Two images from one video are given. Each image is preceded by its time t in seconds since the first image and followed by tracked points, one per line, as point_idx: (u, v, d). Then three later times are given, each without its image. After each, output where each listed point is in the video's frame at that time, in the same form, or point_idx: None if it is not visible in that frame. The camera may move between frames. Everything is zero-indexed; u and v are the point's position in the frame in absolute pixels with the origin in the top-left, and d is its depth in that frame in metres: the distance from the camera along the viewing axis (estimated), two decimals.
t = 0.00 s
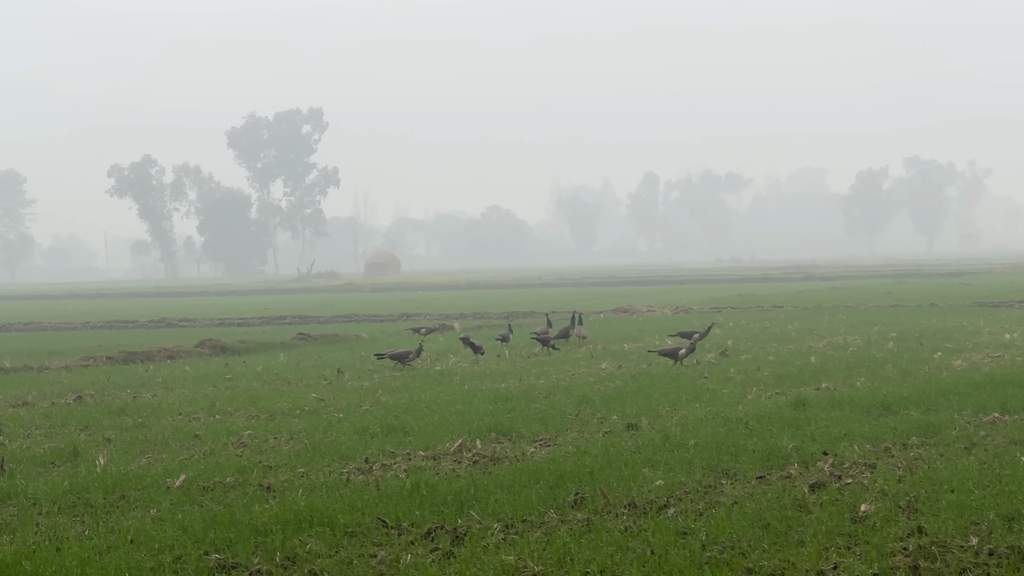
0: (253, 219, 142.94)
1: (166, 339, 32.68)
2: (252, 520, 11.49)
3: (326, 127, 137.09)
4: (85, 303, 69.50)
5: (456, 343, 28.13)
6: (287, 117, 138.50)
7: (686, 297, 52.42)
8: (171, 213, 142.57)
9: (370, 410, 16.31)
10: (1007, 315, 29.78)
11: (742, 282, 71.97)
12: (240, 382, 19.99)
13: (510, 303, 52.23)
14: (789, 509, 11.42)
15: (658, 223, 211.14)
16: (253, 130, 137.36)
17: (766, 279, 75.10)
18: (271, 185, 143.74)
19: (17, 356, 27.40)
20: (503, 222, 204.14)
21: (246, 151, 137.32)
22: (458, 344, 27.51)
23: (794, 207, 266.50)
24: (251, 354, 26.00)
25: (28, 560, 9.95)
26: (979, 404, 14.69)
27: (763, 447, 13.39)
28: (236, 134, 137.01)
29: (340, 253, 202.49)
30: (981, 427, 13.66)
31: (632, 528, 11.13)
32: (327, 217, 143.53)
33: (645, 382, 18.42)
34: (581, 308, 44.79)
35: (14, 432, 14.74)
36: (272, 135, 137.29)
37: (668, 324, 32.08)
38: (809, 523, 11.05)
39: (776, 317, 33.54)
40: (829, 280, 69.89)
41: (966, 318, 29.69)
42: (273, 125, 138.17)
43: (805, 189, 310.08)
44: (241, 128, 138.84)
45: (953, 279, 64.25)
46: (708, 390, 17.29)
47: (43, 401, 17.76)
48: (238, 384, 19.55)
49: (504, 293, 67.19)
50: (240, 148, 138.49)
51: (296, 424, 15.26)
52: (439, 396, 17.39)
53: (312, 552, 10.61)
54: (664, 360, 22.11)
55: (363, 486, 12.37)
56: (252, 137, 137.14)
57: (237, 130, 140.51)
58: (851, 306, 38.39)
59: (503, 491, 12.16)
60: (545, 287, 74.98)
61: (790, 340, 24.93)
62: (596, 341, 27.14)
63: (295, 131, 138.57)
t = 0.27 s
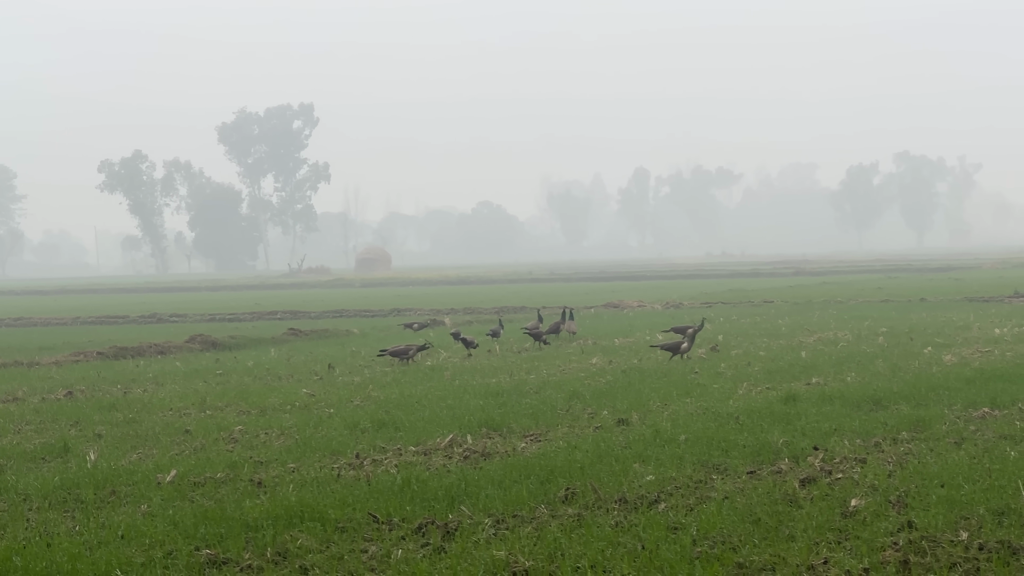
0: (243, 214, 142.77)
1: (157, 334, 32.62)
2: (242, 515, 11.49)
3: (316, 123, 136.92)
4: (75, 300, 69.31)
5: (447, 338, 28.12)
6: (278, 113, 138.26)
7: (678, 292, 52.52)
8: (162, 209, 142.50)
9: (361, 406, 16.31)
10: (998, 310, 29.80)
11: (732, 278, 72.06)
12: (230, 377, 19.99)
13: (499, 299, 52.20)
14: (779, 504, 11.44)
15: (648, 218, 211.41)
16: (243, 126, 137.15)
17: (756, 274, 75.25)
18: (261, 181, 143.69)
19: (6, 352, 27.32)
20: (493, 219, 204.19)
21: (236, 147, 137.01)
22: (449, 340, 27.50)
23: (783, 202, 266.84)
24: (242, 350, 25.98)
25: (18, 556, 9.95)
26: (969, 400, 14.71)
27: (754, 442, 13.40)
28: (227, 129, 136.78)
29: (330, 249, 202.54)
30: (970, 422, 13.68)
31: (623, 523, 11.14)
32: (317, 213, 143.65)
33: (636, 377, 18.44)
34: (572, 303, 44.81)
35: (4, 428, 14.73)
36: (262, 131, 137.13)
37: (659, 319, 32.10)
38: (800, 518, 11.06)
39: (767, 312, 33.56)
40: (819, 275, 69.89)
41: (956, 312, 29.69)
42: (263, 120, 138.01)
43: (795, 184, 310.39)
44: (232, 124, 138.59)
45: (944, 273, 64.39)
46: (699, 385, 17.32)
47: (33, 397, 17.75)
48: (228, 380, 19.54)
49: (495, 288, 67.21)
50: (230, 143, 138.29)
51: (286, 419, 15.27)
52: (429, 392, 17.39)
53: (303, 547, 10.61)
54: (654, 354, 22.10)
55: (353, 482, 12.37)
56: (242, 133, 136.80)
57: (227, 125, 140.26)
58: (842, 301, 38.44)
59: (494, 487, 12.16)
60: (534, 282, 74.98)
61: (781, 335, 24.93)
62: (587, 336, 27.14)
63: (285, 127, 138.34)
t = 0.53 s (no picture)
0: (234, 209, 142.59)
1: (148, 330, 32.61)
2: (234, 510, 11.49)
3: (307, 118, 137.06)
4: (66, 295, 69.15)
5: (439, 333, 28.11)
6: (268, 108, 138.27)
7: (669, 287, 52.62)
8: (153, 204, 142.42)
9: (351, 401, 16.31)
10: (988, 305, 29.84)
11: (722, 273, 72.20)
12: (222, 372, 19.99)
13: (491, 294, 52.23)
14: (770, 499, 11.44)
15: (639, 213, 211.55)
16: (234, 121, 136.90)
17: (748, 269, 75.44)
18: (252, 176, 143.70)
19: None
20: (484, 214, 203.96)
21: (227, 142, 136.80)
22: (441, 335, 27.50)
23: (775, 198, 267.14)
24: (233, 345, 25.98)
25: (8, 552, 9.94)
26: (960, 394, 14.73)
27: (745, 437, 13.41)
28: (217, 124, 136.50)
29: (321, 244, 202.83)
30: (961, 416, 13.70)
31: (614, 518, 11.15)
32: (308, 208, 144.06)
33: (627, 372, 18.48)
34: (564, 298, 44.87)
35: None
36: (253, 126, 136.97)
37: (650, 314, 32.12)
38: (791, 512, 11.06)
39: (758, 307, 33.60)
40: (811, 269, 69.96)
41: (947, 307, 29.74)
42: (254, 116, 137.83)
43: (786, 179, 310.43)
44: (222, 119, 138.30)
45: (934, 269, 64.56)
46: (690, 380, 17.33)
47: (24, 392, 17.73)
48: (220, 375, 19.57)
49: (487, 284, 67.25)
50: (221, 138, 138.07)
51: (277, 414, 15.27)
52: (420, 387, 17.41)
53: (294, 542, 10.61)
54: (645, 349, 22.12)
55: (345, 477, 12.37)
56: (233, 128, 136.63)
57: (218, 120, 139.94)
58: (833, 296, 38.51)
59: (485, 482, 12.16)
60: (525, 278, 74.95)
61: (772, 330, 24.97)
62: (579, 331, 27.18)
63: (276, 122, 138.36)
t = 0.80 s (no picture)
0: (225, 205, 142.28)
1: (140, 327, 32.57)
2: (226, 507, 11.47)
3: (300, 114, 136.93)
4: (57, 292, 68.97)
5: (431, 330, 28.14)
6: (260, 105, 137.86)
7: (661, 283, 52.64)
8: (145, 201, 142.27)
9: (344, 397, 16.33)
10: (980, 301, 29.84)
11: (714, 269, 72.21)
12: (214, 369, 20.00)
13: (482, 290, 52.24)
14: (763, 495, 11.45)
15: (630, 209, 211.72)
16: (226, 118, 136.32)
17: (739, 265, 75.56)
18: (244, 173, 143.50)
19: None
20: (477, 210, 203.11)
21: (219, 139, 136.18)
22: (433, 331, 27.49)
23: (769, 195, 267.47)
24: (225, 342, 25.98)
25: None
26: (952, 390, 14.75)
27: (736, 433, 13.41)
28: (209, 121, 135.84)
29: (313, 241, 203.03)
30: (953, 412, 13.71)
31: (606, 515, 11.15)
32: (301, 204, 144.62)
33: (619, 368, 18.48)
34: (556, 295, 44.84)
35: None
36: (245, 123, 136.52)
37: (642, 311, 32.16)
38: (783, 509, 11.07)
39: (750, 304, 33.64)
40: (804, 266, 69.99)
41: (939, 303, 29.76)
42: (246, 113, 137.38)
43: (777, 176, 310.32)
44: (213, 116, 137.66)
45: (926, 265, 64.71)
46: (683, 376, 17.35)
47: (16, 389, 17.70)
48: (212, 372, 19.58)
49: (480, 280, 67.27)
50: (213, 135, 137.44)
51: (270, 411, 15.28)
52: (413, 383, 17.41)
53: (287, 539, 10.61)
54: (637, 346, 22.12)
55: (337, 474, 12.37)
56: (224, 125, 135.93)
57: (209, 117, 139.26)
58: (824, 292, 38.52)
59: (477, 479, 12.16)
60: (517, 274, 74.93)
61: (764, 326, 24.95)
62: (571, 327, 27.16)
63: (269, 119, 137.99)
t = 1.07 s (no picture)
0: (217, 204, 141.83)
1: (133, 326, 32.54)
2: (218, 506, 11.47)
3: (292, 113, 136.85)
4: (50, 291, 68.82)
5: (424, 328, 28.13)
6: (253, 103, 137.74)
7: (655, 282, 52.59)
8: (137, 200, 142.11)
9: (337, 396, 16.33)
10: (972, 299, 29.80)
11: (706, 267, 72.26)
12: (207, 368, 20.00)
13: (475, 288, 52.23)
14: (755, 493, 11.46)
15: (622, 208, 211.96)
16: (219, 117, 136.17)
17: (733, 264, 75.60)
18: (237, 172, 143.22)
19: None
20: (471, 208, 202.13)
21: (212, 137, 136.20)
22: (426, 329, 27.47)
23: (764, 194, 267.66)
24: (217, 341, 25.96)
25: None
26: (945, 388, 14.76)
27: (730, 431, 13.41)
28: (202, 120, 135.78)
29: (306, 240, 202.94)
30: (946, 410, 13.73)
31: (599, 513, 11.16)
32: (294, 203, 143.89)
33: (612, 367, 18.48)
34: (549, 294, 44.76)
35: None
36: (238, 122, 136.37)
37: (636, 309, 32.14)
38: (776, 507, 11.08)
39: (743, 302, 33.62)
40: (797, 264, 69.97)
41: (931, 301, 29.74)
42: (239, 111, 137.24)
43: (769, 174, 309.78)
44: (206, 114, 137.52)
45: (919, 262, 64.81)
46: (676, 374, 17.35)
47: (9, 389, 17.68)
48: (205, 370, 19.57)
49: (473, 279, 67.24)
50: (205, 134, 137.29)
51: (263, 409, 15.29)
52: (406, 381, 17.41)
53: (279, 538, 10.61)
54: (630, 344, 22.12)
55: (330, 472, 12.37)
56: (217, 124, 135.81)
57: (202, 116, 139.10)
58: (817, 290, 38.48)
59: (470, 477, 12.16)
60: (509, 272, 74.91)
61: (757, 324, 24.96)
62: (564, 326, 27.15)
63: (261, 117, 137.80)
